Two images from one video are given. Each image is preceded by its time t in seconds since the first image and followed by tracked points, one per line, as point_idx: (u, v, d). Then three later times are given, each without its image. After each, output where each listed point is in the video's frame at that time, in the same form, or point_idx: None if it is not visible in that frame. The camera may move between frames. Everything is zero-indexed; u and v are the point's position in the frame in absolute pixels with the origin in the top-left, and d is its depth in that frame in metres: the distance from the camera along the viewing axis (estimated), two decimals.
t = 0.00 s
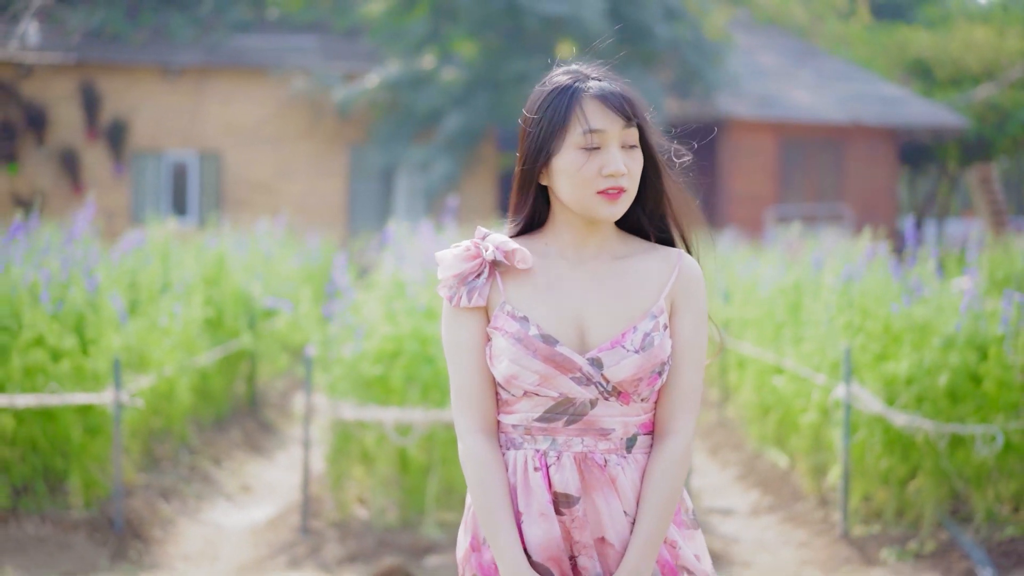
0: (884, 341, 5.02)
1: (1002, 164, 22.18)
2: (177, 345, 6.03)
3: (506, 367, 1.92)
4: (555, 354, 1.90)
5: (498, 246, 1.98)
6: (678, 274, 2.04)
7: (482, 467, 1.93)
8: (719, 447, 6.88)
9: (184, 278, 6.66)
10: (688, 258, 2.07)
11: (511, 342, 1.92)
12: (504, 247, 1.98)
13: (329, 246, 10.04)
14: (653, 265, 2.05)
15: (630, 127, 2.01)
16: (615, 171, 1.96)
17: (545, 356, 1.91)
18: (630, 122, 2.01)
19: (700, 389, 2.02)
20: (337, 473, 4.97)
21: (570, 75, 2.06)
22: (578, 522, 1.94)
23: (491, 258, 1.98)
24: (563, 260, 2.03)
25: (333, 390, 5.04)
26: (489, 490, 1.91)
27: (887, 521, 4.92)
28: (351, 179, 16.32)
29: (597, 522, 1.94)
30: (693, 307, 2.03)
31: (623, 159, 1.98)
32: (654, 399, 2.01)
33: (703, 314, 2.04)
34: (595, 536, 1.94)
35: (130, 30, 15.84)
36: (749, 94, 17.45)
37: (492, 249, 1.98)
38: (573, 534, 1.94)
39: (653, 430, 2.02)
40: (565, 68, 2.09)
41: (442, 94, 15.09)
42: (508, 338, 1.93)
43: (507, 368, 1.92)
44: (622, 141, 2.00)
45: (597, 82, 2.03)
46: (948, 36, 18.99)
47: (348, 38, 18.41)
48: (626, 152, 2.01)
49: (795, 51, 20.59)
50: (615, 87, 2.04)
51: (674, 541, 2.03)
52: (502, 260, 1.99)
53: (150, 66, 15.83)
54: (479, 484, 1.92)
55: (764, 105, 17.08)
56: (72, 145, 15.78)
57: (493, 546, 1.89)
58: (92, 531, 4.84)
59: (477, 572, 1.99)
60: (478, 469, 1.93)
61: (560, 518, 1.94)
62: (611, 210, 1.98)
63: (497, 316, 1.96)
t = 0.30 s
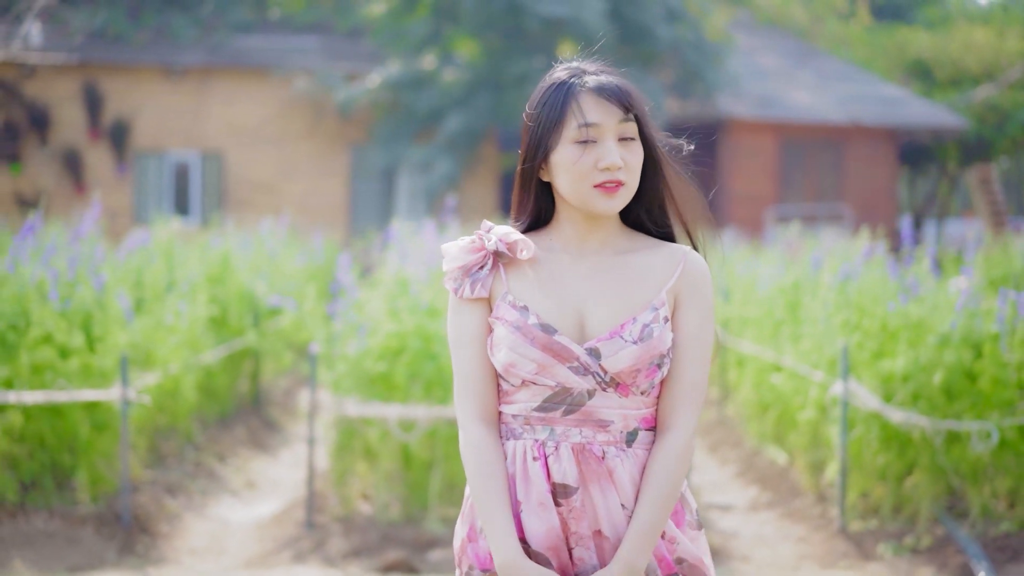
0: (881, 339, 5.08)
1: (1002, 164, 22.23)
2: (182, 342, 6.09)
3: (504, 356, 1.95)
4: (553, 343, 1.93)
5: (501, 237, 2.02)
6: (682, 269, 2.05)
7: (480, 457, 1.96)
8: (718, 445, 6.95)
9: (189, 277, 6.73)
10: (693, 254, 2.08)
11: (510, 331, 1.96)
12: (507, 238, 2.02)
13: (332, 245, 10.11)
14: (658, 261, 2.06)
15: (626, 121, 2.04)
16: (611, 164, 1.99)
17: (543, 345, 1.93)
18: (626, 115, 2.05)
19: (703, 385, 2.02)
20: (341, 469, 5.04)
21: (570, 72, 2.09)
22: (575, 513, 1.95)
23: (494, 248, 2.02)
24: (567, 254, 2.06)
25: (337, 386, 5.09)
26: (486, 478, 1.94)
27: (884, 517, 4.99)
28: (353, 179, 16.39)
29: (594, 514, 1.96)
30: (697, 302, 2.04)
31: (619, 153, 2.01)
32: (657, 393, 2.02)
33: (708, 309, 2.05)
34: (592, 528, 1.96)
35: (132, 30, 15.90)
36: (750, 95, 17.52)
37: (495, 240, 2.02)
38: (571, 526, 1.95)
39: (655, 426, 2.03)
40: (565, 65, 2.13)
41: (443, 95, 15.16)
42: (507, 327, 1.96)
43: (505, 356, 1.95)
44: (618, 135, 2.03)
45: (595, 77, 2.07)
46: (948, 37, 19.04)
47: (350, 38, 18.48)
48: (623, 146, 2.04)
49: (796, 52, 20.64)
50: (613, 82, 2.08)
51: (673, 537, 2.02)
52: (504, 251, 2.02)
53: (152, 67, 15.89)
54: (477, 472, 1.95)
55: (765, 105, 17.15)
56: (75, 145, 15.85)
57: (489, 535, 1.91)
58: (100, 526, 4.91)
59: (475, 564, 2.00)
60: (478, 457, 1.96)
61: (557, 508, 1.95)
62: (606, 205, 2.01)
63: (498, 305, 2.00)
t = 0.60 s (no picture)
0: (879, 338, 5.14)
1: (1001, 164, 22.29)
2: (186, 342, 6.14)
3: (501, 354, 1.99)
4: (549, 341, 1.97)
5: (501, 238, 2.08)
6: (682, 271, 2.08)
7: (476, 455, 2.00)
8: (717, 443, 7.00)
9: (193, 277, 6.79)
10: (693, 257, 2.11)
11: (508, 329, 2.00)
12: (508, 238, 2.08)
13: (333, 245, 10.16)
14: (659, 263, 2.09)
15: (620, 122, 2.07)
16: (603, 166, 2.03)
17: (539, 344, 1.97)
18: (621, 117, 2.07)
19: (701, 387, 2.05)
20: (343, 467, 5.10)
21: (567, 74, 2.12)
22: (569, 511, 1.98)
23: (494, 248, 2.08)
24: (568, 254, 2.11)
25: (338, 385, 5.14)
26: (481, 475, 1.98)
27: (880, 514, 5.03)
28: (354, 179, 16.44)
29: (589, 512, 1.99)
30: (696, 305, 2.07)
31: (611, 155, 2.04)
32: (654, 394, 2.05)
33: (708, 311, 2.07)
34: (586, 527, 1.98)
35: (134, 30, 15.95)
36: (750, 95, 17.57)
37: (495, 240, 2.08)
38: (566, 523, 1.98)
39: (652, 427, 2.06)
40: (565, 67, 2.15)
41: (444, 95, 15.20)
42: (505, 326, 2.01)
43: (502, 355, 1.99)
44: (612, 136, 2.06)
45: (590, 81, 2.10)
46: (948, 37, 19.08)
47: (351, 38, 18.53)
48: (617, 146, 2.07)
49: (796, 53, 20.68)
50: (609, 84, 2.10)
51: (668, 539, 2.05)
52: (505, 251, 2.08)
53: (154, 67, 15.93)
54: (474, 470, 1.98)
55: (765, 106, 17.20)
56: (77, 145, 15.90)
57: (483, 533, 1.93)
58: (104, 523, 4.96)
59: (468, 563, 2.02)
60: (474, 457, 2.00)
61: (553, 506, 1.98)
62: (599, 206, 2.05)
63: (497, 305, 2.05)
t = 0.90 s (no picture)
0: (876, 337, 5.21)
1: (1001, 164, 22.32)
2: (189, 341, 6.19)
3: (497, 351, 1.99)
4: (545, 338, 1.97)
5: (498, 234, 2.08)
6: (678, 268, 2.09)
7: (471, 450, 2.00)
8: (716, 441, 7.04)
9: (195, 277, 6.84)
10: (689, 254, 2.12)
11: (504, 325, 2.00)
12: (505, 235, 2.08)
13: (334, 246, 10.22)
14: (654, 260, 2.10)
15: (612, 122, 2.07)
16: (593, 167, 2.03)
17: (535, 341, 1.97)
18: (613, 117, 2.07)
19: (695, 384, 2.06)
20: (345, 465, 5.15)
21: (562, 71, 2.13)
22: (563, 505, 1.98)
23: (491, 245, 2.08)
24: (563, 251, 2.11)
25: (339, 384, 5.19)
26: (475, 472, 1.97)
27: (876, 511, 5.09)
28: (355, 179, 16.50)
29: (583, 506, 1.99)
30: (691, 303, 2.08)
31: (601, 156, 2.04)
32: (649, 390, 2.06)
33: (703, 309, 2.08)
34: (581, 522, 1.99)
35: (135, 31, 16.06)
36: (750, 96, 17.62)
37: (492, 237, 2.08)
38: (560, 517, 1.99)
39: (647, 423, 2.07)
40: (560, 66, 2.16)
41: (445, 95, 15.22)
42: (501, 322, 2.01)
43: (498, 351, 1.99)
44: (603, 138, 2.06)
45: (583, 80, 2.10)
46: (948, 38, 19.13)
47: (353, 39, 18.58)
48: (608, 147, 2.07)
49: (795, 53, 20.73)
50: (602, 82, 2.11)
51: (662, 535, 2.07)
52: (502, 249, 2.08)
53: (155, 68, 16.00)
54: (469, 466, 1.97)
55: (764, 106, 17.25)
56: (79, 146, 15.96)
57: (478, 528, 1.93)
58: (109, 520, 5.01)
59: (465, 558, 2.03)
60: (469, 452, 1.99)
61: (547, 500, 1.99)
62: (589, 207, 2.05)
63: (493, 301, 2.05)
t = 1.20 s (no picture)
0: (872, 336, 5.27)
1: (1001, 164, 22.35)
2: (191, 340, 6.24)
3: (490, 349, 2.01)
4: (537, 336, 1.99)
5: (491, 230, 2.09)
6: (670, 262, 2.10)
7: (467, 448, 2.01)
8: (714, 440, 7.09)
9: (197, 277, 6.89)
10: (681, 248, 2.13)
11: (496, 323, 2.01)
12: (497, 231, 2.08)
13: (335, 245, 10.27)
14: (646, 254, 2.11)
15: (599, 122, 2.06)
16: (578, 167, 2.03)
17: (528, 338, 1.99)
18: (600, 117, 2.06)
19: (689, 378, 2.07)
20: (345, 462, 5.20)
21: (551, 68, 2.12)
22: (558, 501, 1.99)
23: (483, 242, 2.08)
24: (557, 246, 2.12)
25: (339, 382, 5.25)
26: (471, 470, 1.99)
27: (872, 508, 5.15)
28: (355, 179, 16.57)
29: (578, 502, 2.01)
30: (684, 296, 2.09)
31: (587, 156, 2.03)
32: (643, 383, 2.07)
33: (695, 302, 2.09)
34: (577, 517, 2.00)
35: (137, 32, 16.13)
36: (749, 96, 17.65)
37: (484, 234, 2.08)
38: (555, 513, 2.00)
39: (641, 416, 2.08)
40: (549, 62, 2.15)
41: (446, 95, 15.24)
42: (493, 320, 2.02)
43: (491, 349, 2.01)
44: (589, 137, 2.05)
45: (570, 79, 2.09)
46: (947, 38, 19.17)
47: (353, 39, 18.63)
48: (594, 147, 2.06)
49: (794, 53, 20.78)
50: (589, 80, 2.09)
51: (657, 527, 2.07)
52: (494, 245, 2.09)
53: (157, 69, 16.06)
54: (464, 464, 1.99)
55: (764, 107, 17.29)
56: (80, 146, 15.99)
57: (474, 526, 1.95)
58: (112, 517, 5.07)
59: (463, 554, 2.05)
60: (465, 450, 2.01)
61: (542, 496, 2.00)
62: (575, 206, 2.05)
63: (486, 299, 2.05)
